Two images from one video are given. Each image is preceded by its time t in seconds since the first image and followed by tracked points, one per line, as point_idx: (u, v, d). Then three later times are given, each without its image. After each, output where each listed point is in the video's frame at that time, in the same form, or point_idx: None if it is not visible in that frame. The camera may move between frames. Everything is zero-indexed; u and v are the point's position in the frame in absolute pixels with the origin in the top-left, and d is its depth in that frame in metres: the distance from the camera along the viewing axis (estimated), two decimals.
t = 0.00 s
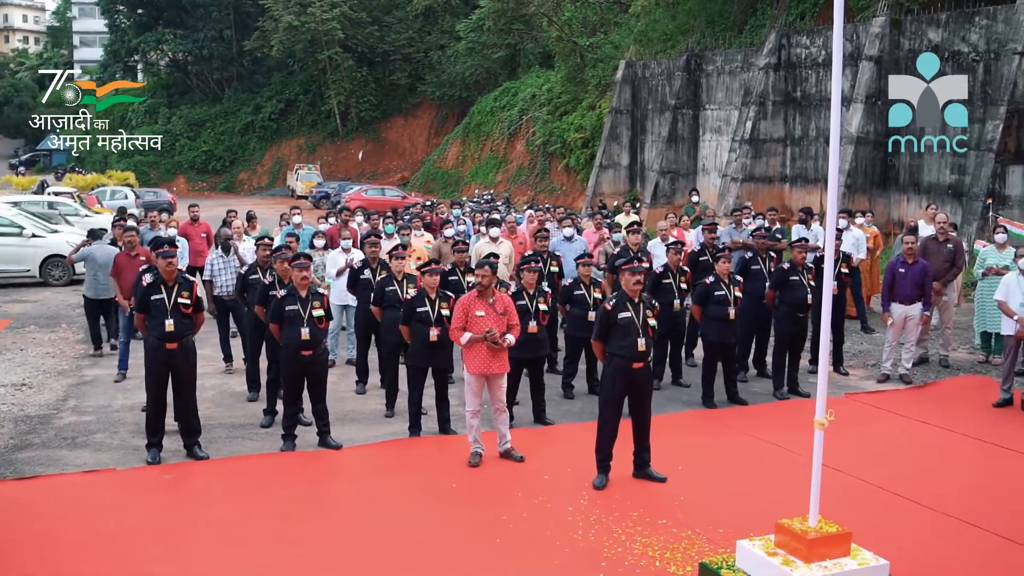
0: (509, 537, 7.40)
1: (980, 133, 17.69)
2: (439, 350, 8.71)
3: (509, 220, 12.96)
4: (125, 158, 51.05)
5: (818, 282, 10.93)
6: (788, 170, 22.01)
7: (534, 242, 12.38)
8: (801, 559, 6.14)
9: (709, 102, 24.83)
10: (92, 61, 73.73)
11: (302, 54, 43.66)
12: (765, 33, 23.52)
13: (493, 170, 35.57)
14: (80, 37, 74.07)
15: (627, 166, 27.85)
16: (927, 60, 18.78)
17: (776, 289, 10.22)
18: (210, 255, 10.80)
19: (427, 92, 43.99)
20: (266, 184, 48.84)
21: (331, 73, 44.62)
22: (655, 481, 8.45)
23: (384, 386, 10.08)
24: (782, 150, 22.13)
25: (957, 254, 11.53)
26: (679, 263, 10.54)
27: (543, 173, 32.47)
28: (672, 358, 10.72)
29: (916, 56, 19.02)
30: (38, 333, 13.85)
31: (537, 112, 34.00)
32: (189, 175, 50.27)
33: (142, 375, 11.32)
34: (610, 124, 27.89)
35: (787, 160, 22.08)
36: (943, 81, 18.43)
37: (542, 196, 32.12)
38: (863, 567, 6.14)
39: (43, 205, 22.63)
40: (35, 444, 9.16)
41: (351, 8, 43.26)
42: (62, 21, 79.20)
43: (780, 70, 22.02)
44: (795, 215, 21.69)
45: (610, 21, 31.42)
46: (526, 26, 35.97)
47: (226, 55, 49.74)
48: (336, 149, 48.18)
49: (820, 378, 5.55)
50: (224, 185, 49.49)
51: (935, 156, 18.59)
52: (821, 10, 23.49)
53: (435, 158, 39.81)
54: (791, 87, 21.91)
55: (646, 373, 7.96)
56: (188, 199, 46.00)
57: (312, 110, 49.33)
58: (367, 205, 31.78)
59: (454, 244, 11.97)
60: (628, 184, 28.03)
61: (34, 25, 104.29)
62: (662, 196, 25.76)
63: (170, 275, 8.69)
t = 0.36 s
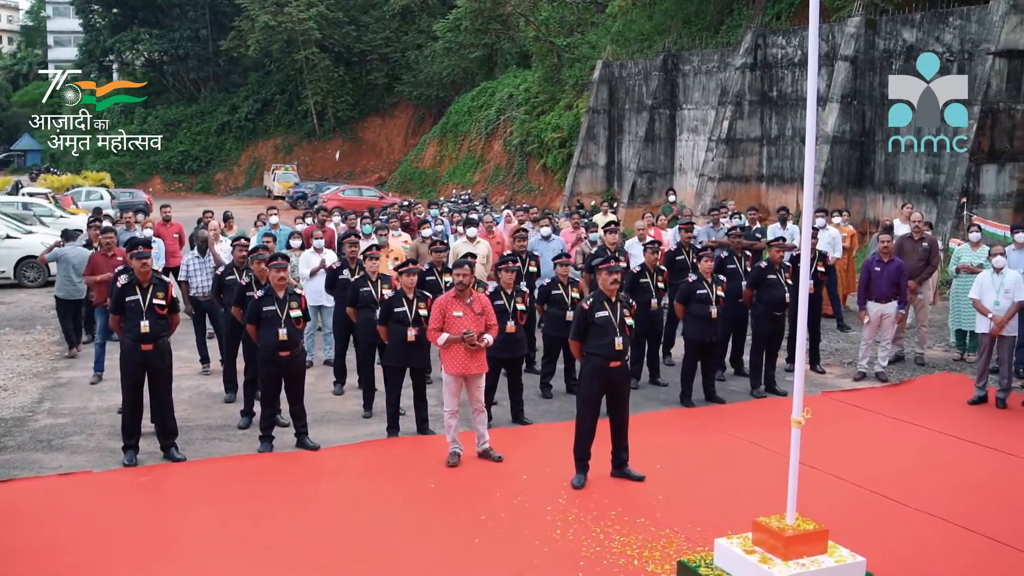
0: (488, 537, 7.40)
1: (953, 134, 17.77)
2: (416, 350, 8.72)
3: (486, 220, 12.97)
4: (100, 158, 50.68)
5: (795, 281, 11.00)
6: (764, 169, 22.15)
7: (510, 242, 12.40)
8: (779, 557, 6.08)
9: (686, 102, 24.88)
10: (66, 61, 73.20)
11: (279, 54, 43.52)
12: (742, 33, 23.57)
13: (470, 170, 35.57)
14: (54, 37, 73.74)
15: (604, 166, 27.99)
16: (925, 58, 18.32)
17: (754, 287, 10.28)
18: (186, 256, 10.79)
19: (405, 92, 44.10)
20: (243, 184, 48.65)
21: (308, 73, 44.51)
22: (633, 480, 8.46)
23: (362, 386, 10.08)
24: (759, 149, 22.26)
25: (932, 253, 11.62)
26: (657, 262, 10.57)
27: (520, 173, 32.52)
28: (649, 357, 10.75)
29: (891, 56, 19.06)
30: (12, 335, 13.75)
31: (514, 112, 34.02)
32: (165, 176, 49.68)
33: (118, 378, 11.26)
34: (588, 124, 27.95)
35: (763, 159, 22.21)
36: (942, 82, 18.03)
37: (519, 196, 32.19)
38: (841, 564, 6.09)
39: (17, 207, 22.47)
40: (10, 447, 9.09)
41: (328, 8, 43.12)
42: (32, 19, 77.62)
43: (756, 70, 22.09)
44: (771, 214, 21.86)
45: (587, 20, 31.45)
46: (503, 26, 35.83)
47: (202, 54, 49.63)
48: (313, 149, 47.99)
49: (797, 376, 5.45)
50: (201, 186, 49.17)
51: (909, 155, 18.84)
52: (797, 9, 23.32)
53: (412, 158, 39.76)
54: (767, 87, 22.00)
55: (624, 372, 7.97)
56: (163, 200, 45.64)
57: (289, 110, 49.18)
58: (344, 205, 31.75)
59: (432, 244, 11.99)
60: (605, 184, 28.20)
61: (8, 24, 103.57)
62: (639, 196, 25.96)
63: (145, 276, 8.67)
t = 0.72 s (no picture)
0: (464, 537, 7.39)
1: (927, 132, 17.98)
2: (392, 349, 8.73)
3: (462, 220, 13.00)
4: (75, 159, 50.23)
5: (770, 280, 11.08)
6: (740, 169, 22.34)
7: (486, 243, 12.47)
8: (755, 555, 5.94)
9: (661, 101, 24.95)
10: (39, 61, 72.58)
11: (254, 54, 43.37)
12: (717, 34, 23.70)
13: (446, 170, 35.53)
14: (26, 37, 73.18)
15: (580, 166, 28.06)
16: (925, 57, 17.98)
17: (729, 286, 10.35)
18: (160, 257, 10.79)
19: (380, 92, 43.81)
20: (218, 185, 48.30)
21: (283, 73, 44.32)
22: (610, 479, 8.48)
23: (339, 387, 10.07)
24: (734, 149, 22.40)
25: (906, 251, 11.69)
26: (632, 261, 10.63)
27: (496, 173, 32.49)
28: (625, 356, 10.80)
29: (864, 56, 19.19)
30: None
31: (490, 112, 33.97)
32: (139, 176, 49.47)
33: (92, 379, 11.21)
34: (563, 124, 28.00)
35: (738, 159, 22.36)
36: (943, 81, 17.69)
37: (495, 196, 32.15)
38: (816, 562, 5.94)
39: None
40: None
41: (303, 8, 43.01)
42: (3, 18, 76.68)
43: (731, 70, 22.17)
44: (747, 213, 22.02)
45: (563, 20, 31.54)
46: (478, 25, 36.06)
47: (177, 54, 49.38)
48: (288, 149, 47.68)
49: (771, 371, 5.32)
50: (176, 186, 48.82)
51: (883, 155, 19.00)
52: (771, 9, 23.37)
53: (388, 158, 39.72)
54: (741, 87, 22.09)
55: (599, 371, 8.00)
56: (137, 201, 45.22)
57: (264, 110, 48.89)
58: (320, 205, 31.68)
59: (407, 244, 12.02)
60: (581, 184, 28.24)
61: None
62: (614, 195, 25.98)
63: (118, 277, 8.64)
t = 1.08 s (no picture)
0: (440, 538, 7.37)
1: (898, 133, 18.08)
2: (366, 350, 8.73)
3: (436, 220, 13.02)
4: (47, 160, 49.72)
5: (743, 279, 11.17)
6: (713, 168, 22.41)
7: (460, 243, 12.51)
8: (729, 552, 5.92)
9: (635, 102, 25.02)
10: (9, 60, 71.91)
11: (227, 53, 43.23)
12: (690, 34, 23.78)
13: (421, 170, 35.48)
14: None
15: (554, 166, 28.17)
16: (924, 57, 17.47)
17: (703, 286, 10.42)
18: (132, 258, 10.79)
19: (354, 92, 43.64)
20: (191, 185, 48.09)
21: (256, 73, 44.10)
22: (585, 479, 8.51)
23: (313, 387, 10.07)
24: (707, 149, 22.52)
25: (878, 250, 11.77)
26: (606, 261, 10.69)
27: (470, 173, 32.46)
28: (599, 356, 10.85)
29: (836, 56, 19.34)
30: None
31: (464, 112, 33.94)
32: (111, 177, 49.11)
33: (64, 382, 11.14)
34: (538, 125, 28.11)
35: (711, 158, 22.47)
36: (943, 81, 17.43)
37: (470, 195, 32.13)
38: (792, 559, 5.92)
39: None
40: None
41: (276, 7, 42.89)
42: None
43: (704, 70, 22.30)
44: (720, 212, 22.18)
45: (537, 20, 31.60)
46: (452, 25, 35.85)
47: (149, 54, 48.39)
48: (262, 149, 47.46)
49: (745, 374, 5.22)
50: (149, 187, 48.54)
51: (855, 155, 19.08)
52: (744, 10, 23.46)
53: (362, 158, 39.63)
54: (715, 87, 22.22)
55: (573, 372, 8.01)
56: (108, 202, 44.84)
57: (237, 111, 48.58)
58: (294, 206, 31.61)
59: (382, 245, 12.04)
60: (556, 184, 28.33)
61: None
62: (589, 195, 26.26)
63: (90, 278, 8.59)
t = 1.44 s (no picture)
0: (415, 539, 7.36)
1: (871, 132, 18.07)
2: (341, 352, 8.72)
3: (410, 220, 13.04)
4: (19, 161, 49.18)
5: (717, 278, 11.24)
6: (686, 168, 22.53)
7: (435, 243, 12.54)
8: (704, 551, 5.92)
9: (609, 101, 25.09)
10: None
11: (199, 53, 43.06)
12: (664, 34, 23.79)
13: (395, 170, 35.44)
14: None
15: (528, 166, 28.16)
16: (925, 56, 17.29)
17: (678, 285, 10.48)
18: (105, 260, 10.79)
19: (327, 92, 43.58)
20: (164, 186, 47.65)
21: (229, 73, 43.88)
22: (560, 478, 8.52)
23: (287, 389, 10.05)
24: (681, 148, 22.58)
25: (851, 249, 11.82)
26: (581, 261, 10.76)
27: (444, 173, 32.44)
28: (575, 356, 10.88)
29: (809, 56, 19.42)
30: None
31: (438, 112, 33.94)
32: (83, 178, 48.17)
33: (36, 384, 11.06)
34: (512, 125, 28.13)
35: (686, 158, 22.57)
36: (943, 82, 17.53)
37: (444, 196, 32.12)
38: (766, 557, 5.93)
39: None
40: None
41: (249, 8, 42.91)
42: None
43: (678, 70, 22.37)
44: (694, 212, 22.30)
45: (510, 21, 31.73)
46: (426, 25, 35.85)
47: (121, 54, 47.05)
48: (235, 149, 47.15)
49: (719, 372, 5.22)
50: (121, 188, 47.81)
51: (828, 154, 19.18)
52: (718, 11, 23.60)
53: (336, 159, 39.48)
54: (689, 87, 22.34)
55: (547, 371, 8.02)
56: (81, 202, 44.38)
57: (211, 110, 48.18)
58: (267, 207, 31.52)
59: (356, 245, 12.06)
60: (530, 184, 28.34)
61: None
62: (563, 195, 26.22)
63: (63, 280, 8.54)
